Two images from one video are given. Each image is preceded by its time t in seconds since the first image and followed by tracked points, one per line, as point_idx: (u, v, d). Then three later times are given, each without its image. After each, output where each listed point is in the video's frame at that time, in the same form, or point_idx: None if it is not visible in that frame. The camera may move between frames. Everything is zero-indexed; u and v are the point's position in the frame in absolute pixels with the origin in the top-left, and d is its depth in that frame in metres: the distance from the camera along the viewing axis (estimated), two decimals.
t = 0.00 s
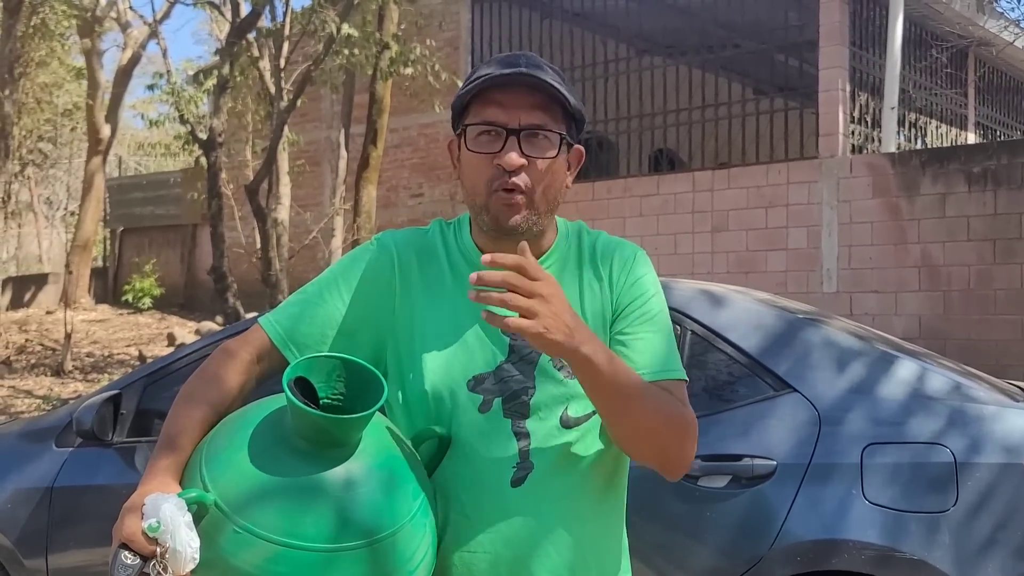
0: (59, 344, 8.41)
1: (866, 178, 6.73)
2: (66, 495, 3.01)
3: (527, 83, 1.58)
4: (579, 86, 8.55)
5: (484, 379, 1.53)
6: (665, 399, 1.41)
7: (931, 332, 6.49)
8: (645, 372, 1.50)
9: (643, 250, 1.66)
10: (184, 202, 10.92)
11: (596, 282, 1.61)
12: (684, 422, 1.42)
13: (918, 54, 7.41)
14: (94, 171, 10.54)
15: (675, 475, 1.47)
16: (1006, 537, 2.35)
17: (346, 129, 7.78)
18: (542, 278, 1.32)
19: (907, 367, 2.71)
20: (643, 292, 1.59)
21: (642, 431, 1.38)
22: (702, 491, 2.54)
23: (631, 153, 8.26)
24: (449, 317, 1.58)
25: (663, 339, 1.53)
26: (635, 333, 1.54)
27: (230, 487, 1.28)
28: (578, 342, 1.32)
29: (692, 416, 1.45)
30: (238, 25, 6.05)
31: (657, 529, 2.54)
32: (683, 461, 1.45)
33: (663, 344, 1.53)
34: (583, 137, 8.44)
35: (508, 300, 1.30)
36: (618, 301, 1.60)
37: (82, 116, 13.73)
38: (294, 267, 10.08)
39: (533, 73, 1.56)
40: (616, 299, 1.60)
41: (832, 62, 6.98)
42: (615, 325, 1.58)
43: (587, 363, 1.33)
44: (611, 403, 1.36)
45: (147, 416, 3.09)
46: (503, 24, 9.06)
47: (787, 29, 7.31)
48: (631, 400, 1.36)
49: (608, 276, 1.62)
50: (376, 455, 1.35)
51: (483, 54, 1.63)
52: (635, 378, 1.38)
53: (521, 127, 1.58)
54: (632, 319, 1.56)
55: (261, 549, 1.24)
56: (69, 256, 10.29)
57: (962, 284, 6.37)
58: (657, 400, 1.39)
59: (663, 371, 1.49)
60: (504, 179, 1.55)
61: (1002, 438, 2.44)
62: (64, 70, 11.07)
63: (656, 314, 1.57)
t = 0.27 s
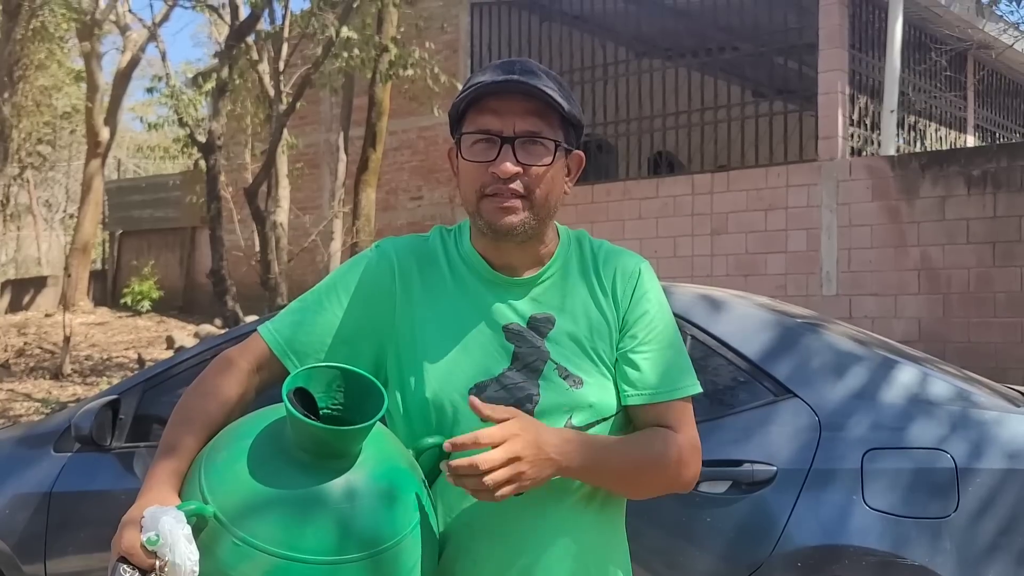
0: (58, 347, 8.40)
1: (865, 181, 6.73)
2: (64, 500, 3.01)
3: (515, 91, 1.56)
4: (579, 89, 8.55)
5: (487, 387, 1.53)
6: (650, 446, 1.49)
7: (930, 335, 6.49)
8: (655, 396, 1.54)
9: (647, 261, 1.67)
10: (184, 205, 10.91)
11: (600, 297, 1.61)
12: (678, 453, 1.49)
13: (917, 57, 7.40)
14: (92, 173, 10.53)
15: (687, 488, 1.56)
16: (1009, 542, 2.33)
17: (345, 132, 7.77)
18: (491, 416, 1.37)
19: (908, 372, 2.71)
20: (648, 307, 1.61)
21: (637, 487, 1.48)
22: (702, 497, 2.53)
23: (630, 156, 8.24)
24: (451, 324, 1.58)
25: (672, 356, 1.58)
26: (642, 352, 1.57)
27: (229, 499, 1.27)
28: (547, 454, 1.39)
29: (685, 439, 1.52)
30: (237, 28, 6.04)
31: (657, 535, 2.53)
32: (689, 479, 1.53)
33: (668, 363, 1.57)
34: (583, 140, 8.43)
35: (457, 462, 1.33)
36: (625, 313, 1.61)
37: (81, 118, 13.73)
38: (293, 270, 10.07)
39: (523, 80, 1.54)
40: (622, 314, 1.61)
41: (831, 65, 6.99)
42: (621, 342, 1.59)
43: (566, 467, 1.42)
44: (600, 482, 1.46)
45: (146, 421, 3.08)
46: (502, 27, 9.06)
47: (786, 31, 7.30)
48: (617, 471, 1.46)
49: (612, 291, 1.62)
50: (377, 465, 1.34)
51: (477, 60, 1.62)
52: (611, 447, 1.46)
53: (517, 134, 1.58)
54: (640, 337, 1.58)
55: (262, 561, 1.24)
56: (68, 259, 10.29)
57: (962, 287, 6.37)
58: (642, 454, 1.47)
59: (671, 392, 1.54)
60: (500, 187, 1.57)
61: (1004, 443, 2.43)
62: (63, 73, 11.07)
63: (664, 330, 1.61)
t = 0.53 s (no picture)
0: (57, 349, 8.39)
1: (864, 182, 6.74)
2: (61, 502, 3.00)
3: (516, 89, 1.56)
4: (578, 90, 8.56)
5: (486, 390, 1.53)
6: (649, 457, 1.49)
7: (929, 336, 6.49)
8: (656, 398, 1.55)
9: (645, 262, 1.66)
10: (182, 206, 10.91)
11: (600, 298, 1.60)
12: (676, 460, 1.51)
13: (915, 58, 7.41)
14: (91, 175, 10.53)
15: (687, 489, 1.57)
16: (1008, 544, 2.32)
17: (344, 133, 7.77)
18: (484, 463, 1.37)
19: (907, 373, 2.70)
20: (648, 309, 1.60)
21: (637, 499, 1.49)
22: (701, 498, 2.53)
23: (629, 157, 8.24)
24: (449, 326, 1.57)
25: (672, 357, 1.57)
26: (643, 354, 1.57)
27: (232, 503, 1.26)
28: (549, 487, 1.41)
29: (683, 444, 1.53)
30: (235, 29, 6.04)
31: (657, 537, 2.52)
32: (688, 481, 1.55)
33: (667, 364, 1.56)
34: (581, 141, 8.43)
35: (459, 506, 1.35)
36: (624, 314, 1.60)
37: (79, 119, 13.72)
38: (291, 271, 10.07)
39: (525, 78, 1.54)
40: (621, 316, 1.60)
41: (830, 66, 7.00)
42: (621, 344, 1.59)
43: (568, 496, 1.44)
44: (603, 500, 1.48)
45: (144, 423, 3.07)
46: (500, 28, 9.06)
47: (784, 33, 7.30)
48: (618, 488, 1.47)
49: (611, 292, 1.61)
50: (380, 469, 1.34)
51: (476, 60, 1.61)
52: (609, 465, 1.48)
53: (518, 133, 1.58)
54: (640, 339, 1.58)
55: (265, 567, 1.23)
56: (66, 260, 10.28)
57: (961, 288, 6.36)
58: (641, 467, 1.48)
59: (671, 394, 1.55)
60: (502, 186, 1.56)
61: (1003, 445, 2.43)
62: (61, 74, 11.06)
63: (664, 330, 1.60)
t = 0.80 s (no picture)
0: (56, 349, 8.39)
1: (864, 181, 6.74)
2: (63, 502, 3.00)
3: (518, 88, 1.56)
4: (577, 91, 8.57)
5: (488, 388, 1.53)
6: (648, 453, 1.51)
7: (928, 335, 6.50)
8: (656, 396, 1.55)
9: (645, 260, 1.67)
10: (181, 207, 10.91)
11: (601, 296, 1.60)
12: (677, 458, 1.52)
13: (914, 58, 7.41)
14: (90, 175, 10.53)
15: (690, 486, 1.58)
16: (1008, 541, 2.34)
17: (344, 133, 7.77)
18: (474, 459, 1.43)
19: (906, 372, 2.71)
20: (649, 306, 1.61)
21: (638, 495, 1.51)
22: (702, 496, 2.53)
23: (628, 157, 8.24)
24: (451, 325, 1.57)
25: (674, 354, 1.57)
26: (644, 351, 1.57)
27: (236, 502, 1.27)
28: (536, 484, 1.44)
29: (685, 441, 1.54)
30: (235, 29, 6.04)
31: (659, 536, 2.53)
32: (691, 479, 1.56)
33: (668, 361, 1.57)
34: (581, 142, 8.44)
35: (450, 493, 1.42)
36: (624, 313, 1.60)
37: (79, 120, 13.72)
38: (291, 271, 10.07)
39: (527, 77, 1.55)
40: (622, 314, 1.60)
41: (830, 66, 7.00)
42: (622, 342, 1.59)
43: (562, 492, 1.46)
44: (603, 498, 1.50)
45: (145, 422, 3.07)
46: (500, 29, 9.07)
47: (784, 32, 7.30)
48: (618, 486, 1.49)
49: (612, 289, 1.61)
50: (383, 468, 1.34)
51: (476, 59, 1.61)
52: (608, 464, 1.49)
53: (521, 132, 1.58)
54: (641, 336, 1.58)
55: (270, 566, 1.23)
56: (66, 261, 10.28)
57: (960, 288, 6.37)
58: (641, 464, 1.50)
59: (672, 391, 1.55)
60: (505, 185, 1.56)
61: (1003, 443, 2.43)
62: (61, 75, 11.07)
63: (664, 327, 1.60)
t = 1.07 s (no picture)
0: (57, 350, 8.38)
1: (864, 180, 6.75)
2: (66, 501, 3.00)
3: (523, 85, 1.56)
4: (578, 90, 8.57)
5: (494, 386, 1.53)
6: (653, 447, 1.52)
7: (929, 334, 6.50)
8: (659, 392, 1.55)
9: (650, 257, 1.67)
10: (182, 207, 10.91)
11: (606, 293, 1.61)
12: (681, 453, 1.52)
13: (915, 57, 7.42)
14: (91, 176, 10.53)
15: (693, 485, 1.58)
16: (1012, 538, 2.35)
17: (344, 133, 7.77)
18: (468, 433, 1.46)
19: (909, 369, 2.71)
20: (653, 303, 1.61)
21: (642, 489, 1.51)
22: (705, 495, 2.53)
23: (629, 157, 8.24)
24: (456, 323, 1.57)
25: (678, 351, 1.57)
26: (647, 348, 1.57)
27: (242, 502, 1.27)
28: (525, 466, 1.45)
29: (689, 437, 1.54)
30: (235, 29, 6.04)
31: (662, 535, 2.52)
32: (695, 475, 1.56)
33: (673, 358, 1.56)
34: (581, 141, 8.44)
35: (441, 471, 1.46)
36: (629, 310, 1.60)
37: (79, 120, 13.73)
38: (292, 271, 10.07)
39: (532, 74, 1.55)
40: (627, 311, 1.60)
41: (830, 65, 7.00)
42: (627, 339, 1.59)
43: (555, 478, 1.47)
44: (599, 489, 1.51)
45: (147, 421, 3.08)
46: (500, 29, 9.07)
47: (784, 31, 7.31)
48: (617, 478, 1.50)
49: (617, 287, 1.61)
50: (389, 467, 1.34)
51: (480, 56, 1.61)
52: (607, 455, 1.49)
53: (526, 129, 1.58)
54: (644, 333, 1.58)
55: (277, 566, 1.23)
56: (66, 261, 10.28)
57: (961, 287, 6.37)
58: (641, 456, 1.50)
59: (676, 388, 1.55)
60: (511, 182, 1.57)
61: (1005, 441, 2.44)
62: (61, 75, 11.06)
63: (669, 325, 1.60)
